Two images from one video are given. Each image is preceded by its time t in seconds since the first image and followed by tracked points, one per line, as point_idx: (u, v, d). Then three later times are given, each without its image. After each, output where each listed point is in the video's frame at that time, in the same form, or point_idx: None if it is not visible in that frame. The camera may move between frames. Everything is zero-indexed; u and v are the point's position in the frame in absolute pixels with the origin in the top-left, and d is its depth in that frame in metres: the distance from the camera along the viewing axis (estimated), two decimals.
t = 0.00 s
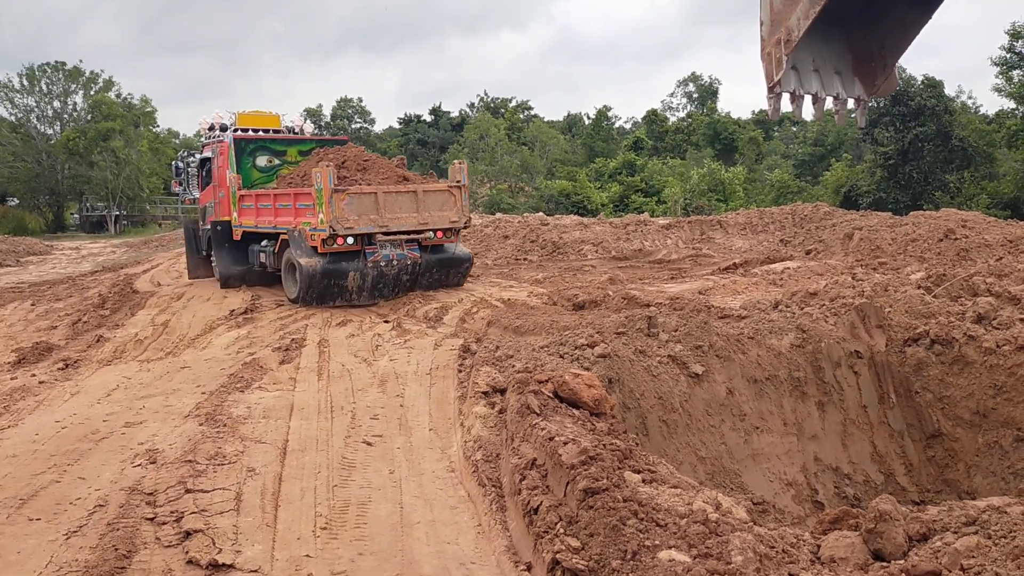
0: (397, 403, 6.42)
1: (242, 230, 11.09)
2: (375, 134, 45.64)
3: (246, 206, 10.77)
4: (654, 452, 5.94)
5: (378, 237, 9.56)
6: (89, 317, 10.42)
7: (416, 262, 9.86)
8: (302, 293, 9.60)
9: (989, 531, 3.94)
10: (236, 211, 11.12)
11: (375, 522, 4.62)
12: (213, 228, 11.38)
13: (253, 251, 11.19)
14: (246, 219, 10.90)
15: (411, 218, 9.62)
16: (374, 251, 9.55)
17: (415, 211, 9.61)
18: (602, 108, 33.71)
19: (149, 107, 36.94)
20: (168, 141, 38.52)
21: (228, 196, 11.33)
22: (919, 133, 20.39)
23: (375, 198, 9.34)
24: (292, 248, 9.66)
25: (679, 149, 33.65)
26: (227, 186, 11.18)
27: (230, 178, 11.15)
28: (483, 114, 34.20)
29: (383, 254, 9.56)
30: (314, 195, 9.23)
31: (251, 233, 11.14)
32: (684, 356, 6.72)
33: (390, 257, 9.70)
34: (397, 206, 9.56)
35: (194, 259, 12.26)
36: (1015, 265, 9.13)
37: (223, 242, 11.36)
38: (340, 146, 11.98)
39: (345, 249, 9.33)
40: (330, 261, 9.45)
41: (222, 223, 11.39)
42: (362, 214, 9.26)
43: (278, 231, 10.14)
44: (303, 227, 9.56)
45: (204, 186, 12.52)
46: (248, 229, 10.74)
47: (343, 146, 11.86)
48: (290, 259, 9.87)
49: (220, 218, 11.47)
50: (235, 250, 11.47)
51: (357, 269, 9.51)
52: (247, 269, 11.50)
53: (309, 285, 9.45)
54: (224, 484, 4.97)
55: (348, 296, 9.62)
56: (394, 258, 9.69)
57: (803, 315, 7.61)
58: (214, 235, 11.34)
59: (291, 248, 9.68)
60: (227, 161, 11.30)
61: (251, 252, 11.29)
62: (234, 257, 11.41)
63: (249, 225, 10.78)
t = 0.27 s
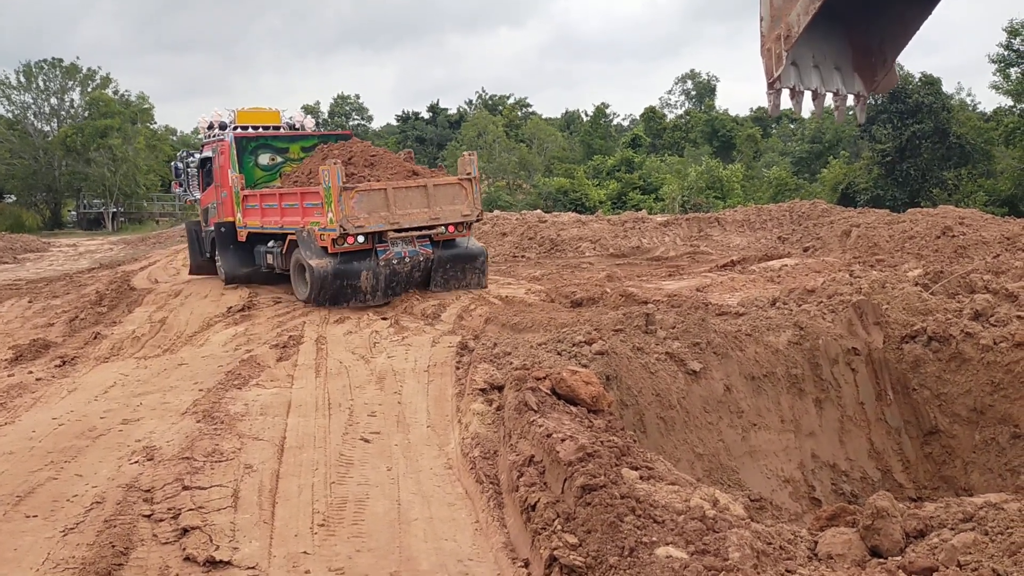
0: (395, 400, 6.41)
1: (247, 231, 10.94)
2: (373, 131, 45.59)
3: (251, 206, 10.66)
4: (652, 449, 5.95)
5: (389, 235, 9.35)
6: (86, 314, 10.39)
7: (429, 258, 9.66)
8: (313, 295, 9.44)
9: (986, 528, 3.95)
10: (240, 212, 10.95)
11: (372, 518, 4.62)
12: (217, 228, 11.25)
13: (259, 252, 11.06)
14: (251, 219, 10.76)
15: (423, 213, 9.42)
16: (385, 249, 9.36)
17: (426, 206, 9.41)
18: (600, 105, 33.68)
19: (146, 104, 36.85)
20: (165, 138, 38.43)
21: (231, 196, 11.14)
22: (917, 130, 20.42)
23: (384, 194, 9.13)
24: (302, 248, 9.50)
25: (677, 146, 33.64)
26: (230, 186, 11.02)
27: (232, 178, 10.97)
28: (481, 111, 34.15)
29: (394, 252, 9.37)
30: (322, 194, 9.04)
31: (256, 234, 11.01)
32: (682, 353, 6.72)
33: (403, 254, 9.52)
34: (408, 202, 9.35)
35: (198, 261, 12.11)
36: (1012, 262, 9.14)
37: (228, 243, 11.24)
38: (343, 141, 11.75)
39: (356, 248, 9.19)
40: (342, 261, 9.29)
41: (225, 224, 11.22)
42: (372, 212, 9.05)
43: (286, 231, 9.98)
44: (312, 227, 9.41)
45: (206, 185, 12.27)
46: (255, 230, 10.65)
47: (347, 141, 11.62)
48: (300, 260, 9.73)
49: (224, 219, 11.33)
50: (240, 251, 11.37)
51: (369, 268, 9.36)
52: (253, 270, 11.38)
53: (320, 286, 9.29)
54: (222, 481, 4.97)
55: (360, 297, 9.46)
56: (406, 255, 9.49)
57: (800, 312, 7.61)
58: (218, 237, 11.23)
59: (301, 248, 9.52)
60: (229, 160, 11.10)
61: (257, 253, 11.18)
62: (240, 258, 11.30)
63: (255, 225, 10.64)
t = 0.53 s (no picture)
0: (392, 397, 6.41)
1: (251, 231, 10.77)
2: (370, 128, 45.53)
3: (255, 205, 10.47)
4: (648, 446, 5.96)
5: (398, 233, 9.33)
6: (82, 312, 10.37)
7: (440, 255, 9.62)
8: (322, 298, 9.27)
9: (982, 524, 3.97)
10: (243, 212, 10.81)
11: (369, 515, 4.62)
12: (220, 230, 11.09)
13: (265, 253, 10.88)
14: (255, 219, 10.58)
15: (432, 209, 9.30)
16: (394, 248, 9.31)
17: (435, 202, 9.30)
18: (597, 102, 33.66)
19: (142, 100, 36.76)
20: (162, 135, 38.35)
21: (235, 196, 10.99)
22: (913, 127, 20.46)
23: (392, 191, 8.99)
24: (309, 251, 9.36)
25: (674, 143, 33.65)
26: (232, 186, 10.87)
27: (235, 178, 10.80)
28: (478, 108, 34.11)
29: (403, 249, 9.32)
30: (328, 193, 8.91)
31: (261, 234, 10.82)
32: (678, 351, 6.72)
33: (412, 253, 9.45)
34: (417, 199, 9.22)
35: (200, 262, 11.90)
36: (1008, 259, 9.17)
37: (233, 244, 11.06)
38: (345, 136, 11.68)
39: (365, 247, 9.03)
40: (350, 262, 9.14)
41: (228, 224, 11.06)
42: (380, 211, 8.91)
43: (291, 231, 9.80)
44: (318, 227, 9.25)
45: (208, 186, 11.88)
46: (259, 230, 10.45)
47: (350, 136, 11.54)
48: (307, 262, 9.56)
49: (227, 219, 11.16)
50: (245, 251, 11.18)
51: (379, 268, 9.19)
52: (258, 272, 11.20)
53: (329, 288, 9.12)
54: (218, 478, 4.96)
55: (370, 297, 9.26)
56: (416, 253, 9.46)
57: (797, 309, 7.62)
58: (222, 238, 11.07)
59: (308, 250, 9.37)
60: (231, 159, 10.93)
61: (262, 253, 10.99)
62: (245, 259, 11.11)
63: (259, 225, 10.46)
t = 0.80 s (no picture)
0: (388, 394, 6.41)
1: (258, 228, 10.49)
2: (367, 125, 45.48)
3: (262, 202, 10.19)
4: (644, 444, 5.97)
5: (411, 232, 9.01)
6: (78, 308, 10.35)
7: (453, 255, 9.24)
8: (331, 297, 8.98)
9: (978, 522, 3.98)
10: (249, 208, 10.56)
11: (366, 513, 4.62)
12: (227, 227, 10.86)
13: (271, 250, 10.63)
14: (262, 216, 10.31)
15: (447, 208, 8.93)
16: (407, 247, 8.99)
17: (450, 200, 8.93)
18: (594, 99, 33.64)
19: (139, 97, 36.68)
20: (158, 132, 38.26)
21: (241, 192, 10.70)
22: (909, 125, 20.49)
23: (406, 189, 8.63)
24: (319, 249, 9.03)
25: (671, 140, 33.67)
26: (239, 181, 10.60)
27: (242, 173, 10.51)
28: (475, 105, 34.09)
29: (416, 249, 9.00)
30: (340, 190, 8.59)
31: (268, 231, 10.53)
32: (675, 348, 6.72)
33: (426, 253, 9.13)
34: (431, 197, 8.84)
35: (203, 259, 11.72)
36: (1004, 257, 9.18)
37: (238, 241, 10.82)
38: (356, 132, 11.30)
39: (376, 246, 8.69)
40: (362, 262, 8.81)
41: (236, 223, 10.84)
42: (393, 209, 8.57)
43: (299, 229, 9.50)
44: (328, 225, 8.95)
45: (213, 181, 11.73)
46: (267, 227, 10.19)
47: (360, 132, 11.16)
48: (317, 259, 9.24)
49: (233, 215, 10.92)
50: (251, 249, 10.92)
51: (390, 268, 8.86)
52: (264, 270, 10.96)
53: (339, 288, 8.82)
54: (214, 475, 4.96)
55: (381, 298, 8.94)
56: (429, 253, 9.11)
57: (793, 306, 7.63)
58: (228, 235, 10.84)
59: (318, 248, 9.05)
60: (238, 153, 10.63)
61: (269, 252, 10.72)
62: (251, 257, 10.86)
63: (266, 222, 10.19)
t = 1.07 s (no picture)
0: (385, 392, 6.40)
1: (268, 228, 10.16)
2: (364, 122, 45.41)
3: (273, 200, 9.86)
4: (641, 441, 5.97)
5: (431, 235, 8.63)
6: (74, 306, 10.32)
7: (471, 259, 8.94)
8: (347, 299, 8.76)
9: (974, 519, 3.99)
10: (258, 207, 10.22)
11: (363, 510, 4.62)
12: (234, 225, 10.51)
13: (280, 250, 10.32)
14: (271, 215, 9.97)
15: (466, 211, 8.62)
16: (424, 251, 8.65)
17: (470, 204, 8.62)
18: (591, 97, 33.62)
19: (135, 93, 36.59)
20: (155, 129, 38.18)
21: (248, 190, 10.35)
22: (906, 123, 20.54)
23: (425, 190, 8.33)
24: (334, 249, 8.75)
25: (668, 138, 33.65)
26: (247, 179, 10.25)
27: (250, 170, 10.22)
28: (472, 102, 34.06)
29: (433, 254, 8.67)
30: (357, 190, 8.24)
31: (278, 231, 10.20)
32: (672, 345, 6.72)
33: (443, 256, 8.80)
34: (450, 199, 8.56)
35: (207, 258, 11.45)
36: (1000, 255, 9.21)
37: (245, 239, 10.52)
38: (368, 130, 11.11)
39: (393, 249, 8.41)
40: (379, 264, 8.55)
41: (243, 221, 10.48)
42: (412, 211, 8.27)
43: (312, 230, 9.18)
44: (345, 226, 8.60)
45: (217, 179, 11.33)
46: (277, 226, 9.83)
47: (371, 130, 11.03)
48: (332, 261, 8.98)
49: (239, 214, 10.50)
50: (259, 249, 10.56)
51: (407, 271, 8.60)
52: (272, 270, 10.65)
53: (355, 290, 8.60)
54: (211, 473, 4.95)
55: (398, 301, 8.72)
56: (447, 257, 8.80)
57: (790, 304, 7.63)
58: (235, 233, 10.49)
59: (334, 249, 8.78)
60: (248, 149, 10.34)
61: (278, 252, 10.36)
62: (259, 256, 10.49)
63: (276, 221, 9.86)
